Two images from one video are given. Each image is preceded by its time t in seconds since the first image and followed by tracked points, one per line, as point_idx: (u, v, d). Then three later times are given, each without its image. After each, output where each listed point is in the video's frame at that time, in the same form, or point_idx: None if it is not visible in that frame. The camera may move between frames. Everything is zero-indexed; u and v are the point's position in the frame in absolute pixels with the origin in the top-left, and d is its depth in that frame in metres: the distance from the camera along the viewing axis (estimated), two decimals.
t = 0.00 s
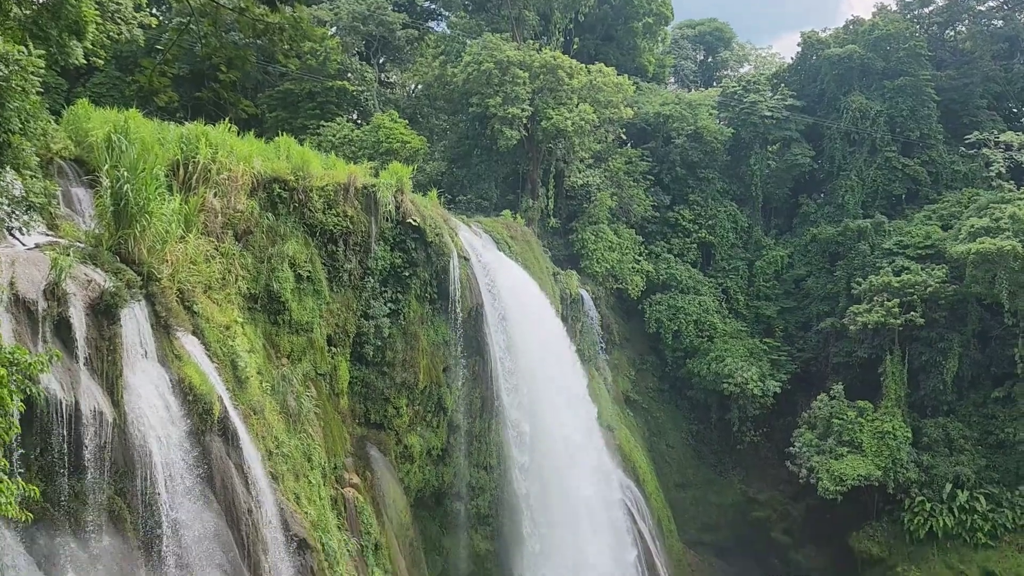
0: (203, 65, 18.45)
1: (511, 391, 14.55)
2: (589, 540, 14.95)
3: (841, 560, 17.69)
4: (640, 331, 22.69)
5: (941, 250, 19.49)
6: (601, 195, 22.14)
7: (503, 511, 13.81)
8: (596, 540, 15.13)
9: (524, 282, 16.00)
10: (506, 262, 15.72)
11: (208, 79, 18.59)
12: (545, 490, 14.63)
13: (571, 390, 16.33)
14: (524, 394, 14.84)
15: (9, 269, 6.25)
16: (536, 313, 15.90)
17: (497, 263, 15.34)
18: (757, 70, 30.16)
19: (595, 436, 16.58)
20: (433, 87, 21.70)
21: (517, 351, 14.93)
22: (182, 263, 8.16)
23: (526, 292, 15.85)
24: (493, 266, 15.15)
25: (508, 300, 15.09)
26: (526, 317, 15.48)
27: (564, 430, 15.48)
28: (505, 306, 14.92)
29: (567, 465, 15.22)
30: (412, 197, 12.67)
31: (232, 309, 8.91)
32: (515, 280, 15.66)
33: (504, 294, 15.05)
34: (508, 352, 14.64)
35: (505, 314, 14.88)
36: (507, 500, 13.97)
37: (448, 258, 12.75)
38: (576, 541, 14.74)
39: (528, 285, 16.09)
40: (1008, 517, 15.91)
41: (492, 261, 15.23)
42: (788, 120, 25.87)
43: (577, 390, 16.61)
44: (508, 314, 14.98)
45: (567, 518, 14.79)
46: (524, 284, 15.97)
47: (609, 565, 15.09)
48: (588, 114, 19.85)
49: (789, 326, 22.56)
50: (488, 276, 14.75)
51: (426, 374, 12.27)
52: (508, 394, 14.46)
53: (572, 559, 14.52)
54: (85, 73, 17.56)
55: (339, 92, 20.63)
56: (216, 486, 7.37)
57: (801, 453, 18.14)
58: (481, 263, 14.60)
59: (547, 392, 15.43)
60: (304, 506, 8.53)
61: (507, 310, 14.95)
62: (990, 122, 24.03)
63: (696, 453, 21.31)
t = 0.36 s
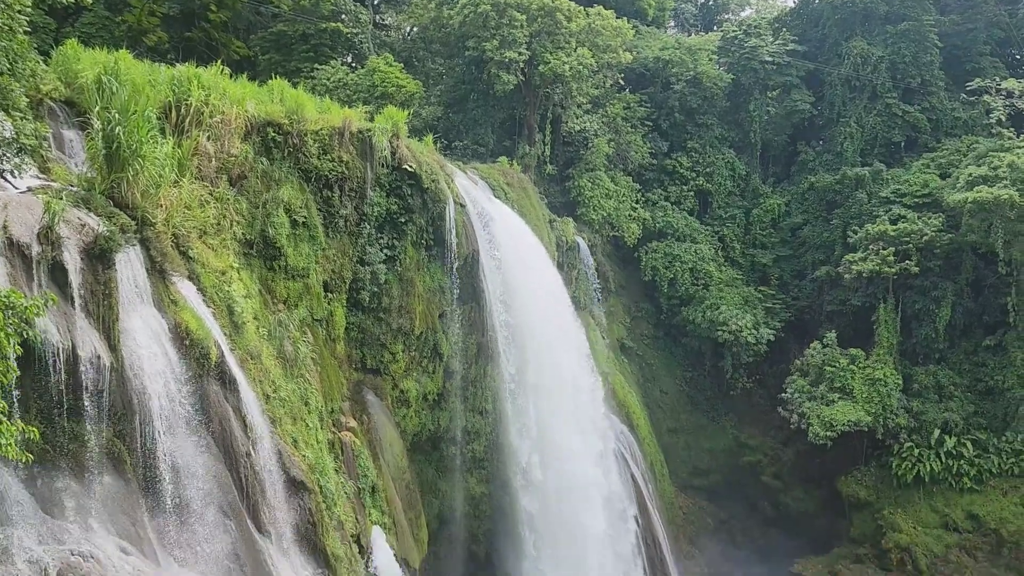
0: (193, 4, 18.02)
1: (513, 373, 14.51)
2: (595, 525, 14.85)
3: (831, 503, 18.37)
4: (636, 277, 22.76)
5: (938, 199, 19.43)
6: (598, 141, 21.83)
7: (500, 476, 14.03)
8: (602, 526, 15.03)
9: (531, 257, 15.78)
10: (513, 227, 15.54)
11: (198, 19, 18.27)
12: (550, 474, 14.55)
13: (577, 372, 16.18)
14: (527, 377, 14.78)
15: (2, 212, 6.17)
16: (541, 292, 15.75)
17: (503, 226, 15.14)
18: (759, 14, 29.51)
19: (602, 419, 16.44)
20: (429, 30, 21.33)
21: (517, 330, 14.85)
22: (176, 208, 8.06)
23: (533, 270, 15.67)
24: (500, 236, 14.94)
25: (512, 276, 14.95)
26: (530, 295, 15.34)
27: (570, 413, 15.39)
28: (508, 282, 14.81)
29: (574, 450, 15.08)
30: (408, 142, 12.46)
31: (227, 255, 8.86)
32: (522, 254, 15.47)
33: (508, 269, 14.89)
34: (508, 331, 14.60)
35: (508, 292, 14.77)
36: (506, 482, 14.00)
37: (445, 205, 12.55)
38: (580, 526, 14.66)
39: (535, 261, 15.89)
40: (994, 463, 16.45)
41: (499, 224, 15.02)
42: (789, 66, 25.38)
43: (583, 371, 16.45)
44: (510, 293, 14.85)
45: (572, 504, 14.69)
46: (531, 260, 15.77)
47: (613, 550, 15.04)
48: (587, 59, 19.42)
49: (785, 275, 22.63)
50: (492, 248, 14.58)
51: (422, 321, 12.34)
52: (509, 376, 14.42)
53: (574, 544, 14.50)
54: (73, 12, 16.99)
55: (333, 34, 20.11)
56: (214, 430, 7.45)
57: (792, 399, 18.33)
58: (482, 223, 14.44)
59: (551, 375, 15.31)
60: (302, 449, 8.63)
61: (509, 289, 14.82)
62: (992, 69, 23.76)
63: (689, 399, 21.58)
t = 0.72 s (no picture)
0: None
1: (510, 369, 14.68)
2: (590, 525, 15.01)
3: (819, 454, 18.70)
4: (630, 231, 22.64)
5: (934, 152, 19.36)
6: (594, 92, 21.57)
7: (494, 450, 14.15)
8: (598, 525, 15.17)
9: (537, 249, 15.79)
10: (521, 214, 15.49)
11: None
12: (545, 470, 14.72)
13: (581, 369, 16.20)
14: (525, 374, 14.93)
15: None
16: (543, 286, 15.80)
17: (508, 213, 15.12)
18: None
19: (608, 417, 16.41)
20: None
21: (515, 325, 15.01)
22: (167, 157, 7.99)
23: (535, 264, 15.69)
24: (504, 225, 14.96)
25: (512, 269, 15.06)
26: (530, 290, 15.45)
27: (571, 411, 15.46)
28: (507, 273, 14.96)
29: (572, 448, 15.23)
30: (402, 91, 12.29)
31: (220, 205, 8.81)
32: (526, 244, 15.47)
33: (508, 261, 14.98)
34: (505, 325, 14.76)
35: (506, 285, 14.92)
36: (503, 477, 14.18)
37: (438, 156, 12.54)
38: (575, 525, 14.84)
39: (540, 254, 15.89)
40: (981, 414, 16.65)
41: (504, 211, 15.01)
42: (788, 15, 25.26)
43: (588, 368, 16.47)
44: (508, 289, 14.99)
45: (568, 503, 14.88)
46: (537, 253, 15.77)
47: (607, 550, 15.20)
48: (583, 7, 19.06)
49: (779, 228, 22.37)
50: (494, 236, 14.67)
51: (416, 273, 12.36)
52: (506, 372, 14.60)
53: (569, 543, 14.68)
54: None
55: None
56: (209, 379, 7.52)
57: (785, 351, 18.50)
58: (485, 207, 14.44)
59: (551, 372, 15.41)
60: (297, 399, 8.71)
61: (507, 283, 14.96)
62: (993, 21, 23.54)
63: (682, 350, 21.82)
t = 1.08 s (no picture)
0: None
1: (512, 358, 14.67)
2: (588, 515, 15.05)
3: (809, 410, 18.74)
4: (625, 189, 22.51)
5: (931, 109, 19.24)
6: (590, 47, 21.29)
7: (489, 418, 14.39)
8: (596, 515, 15.20)
9: (538, 236, 15.79)
10: (524, 199, 15.51)
11: None
12: (544, 458, 14.80)
13: (587, 359, 16.05)
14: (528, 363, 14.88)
15: None
16: (547, 274, 15.73)
17: (510, 197, 15.15)
18: None
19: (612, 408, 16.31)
20: None
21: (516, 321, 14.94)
22: (157, 111, 7.90)
23: (538, 250, 15.66)
24: (505, 210, 15.03)
25: (512, 255, 15.11)
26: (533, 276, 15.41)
27: (575, 402, 15.39)
28: (508, 259, 15.01)
29: (574, 439, 15.18)
30: (394, 46, 12.11)
31: (211, 161, 8.73)
32: (527, 229, 15.52)
33: (508, 247, 15.04)
34: (505, 312, 14.79)
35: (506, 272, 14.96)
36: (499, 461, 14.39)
37: (432, 112, 12.45)
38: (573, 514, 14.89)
39: (542, 241, 15.87)
40: (970, 371, 16.72)
41: (506, 196, 15.04)
42: None
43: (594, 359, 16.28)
44: (509, 275, 15.00)
45: (567, 493, 14.91)
46: (539, 239, 15.78)
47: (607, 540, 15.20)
48: None
49: (773, 186, 22.35)
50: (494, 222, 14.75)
51: (410, 231, 12.37)
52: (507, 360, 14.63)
53: (567, 539, 14.69)
54: None
55: None
56: (203, 336, 7.53)
57: (776, 310, 18.64)
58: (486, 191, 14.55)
59: (555, 361, 15.31)
60: (291, 355, 8.75)
61: (508, 269, 14.99)
62: None
63: (675, 309, 21.96)
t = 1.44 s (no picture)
0: None
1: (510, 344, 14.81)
2: (584, 499, 15.21)
3: (800, 372, 18.79)
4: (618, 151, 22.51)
5: (927, 72, 19.08)
6: (585, 6, 21.10)
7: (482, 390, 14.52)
8: (591, 501, 15.35)
9: (537, 223, 15.93)
10: (522, 187, 15.63)
11: None
12: (540, 443, 14.93)
13: (585, 347, 16.17)
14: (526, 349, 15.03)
15: None
16: (545, 262, 15.85)
17: (509, 184, 15.28)
18: None
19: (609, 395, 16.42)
20: None
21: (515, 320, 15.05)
22: (145, 69, 7.84)
23: (536, 239, 15.80)
24: (503, 197, 15.16)
25: (510, 243, 15.24)
26: (531, 265, 15.55)
27: (571, 389, 15.54)
28: (505, 246, 15.15)
29: (570, 425, 15.35)
30: (385, 4, 12.07)
31: (202, 120, 8.65)
32: (525, 217, 15.65)
33: (506, 234, 15.17)
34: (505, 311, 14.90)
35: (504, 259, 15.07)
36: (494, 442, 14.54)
37: (424, 72, 12.41)
38: (568, 498, 15.03)
39: (540, 229, 16.00)
40: (959, 335, 16.87)
41: (505, 182, 15.17)
42: None
43: (593, 347, 16.38)
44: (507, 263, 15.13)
45: (562, 478, 15.06)
46: (537, 227, 15.91)
47: (599, 524, 15.40)
48: None
49: (768, 149, 22.26)
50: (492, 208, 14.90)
51: (402, 192, 12.40)
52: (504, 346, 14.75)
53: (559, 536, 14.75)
54: None
55: None
56: (196, 297, 7.53)
57: (768, 273, 18.73)
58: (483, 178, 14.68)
59: (552, 348, 15.44)
60: (284, 317, 8.75)
61: (506, 257, 15.11)
62: None
63: (667, 271, 21.95)
